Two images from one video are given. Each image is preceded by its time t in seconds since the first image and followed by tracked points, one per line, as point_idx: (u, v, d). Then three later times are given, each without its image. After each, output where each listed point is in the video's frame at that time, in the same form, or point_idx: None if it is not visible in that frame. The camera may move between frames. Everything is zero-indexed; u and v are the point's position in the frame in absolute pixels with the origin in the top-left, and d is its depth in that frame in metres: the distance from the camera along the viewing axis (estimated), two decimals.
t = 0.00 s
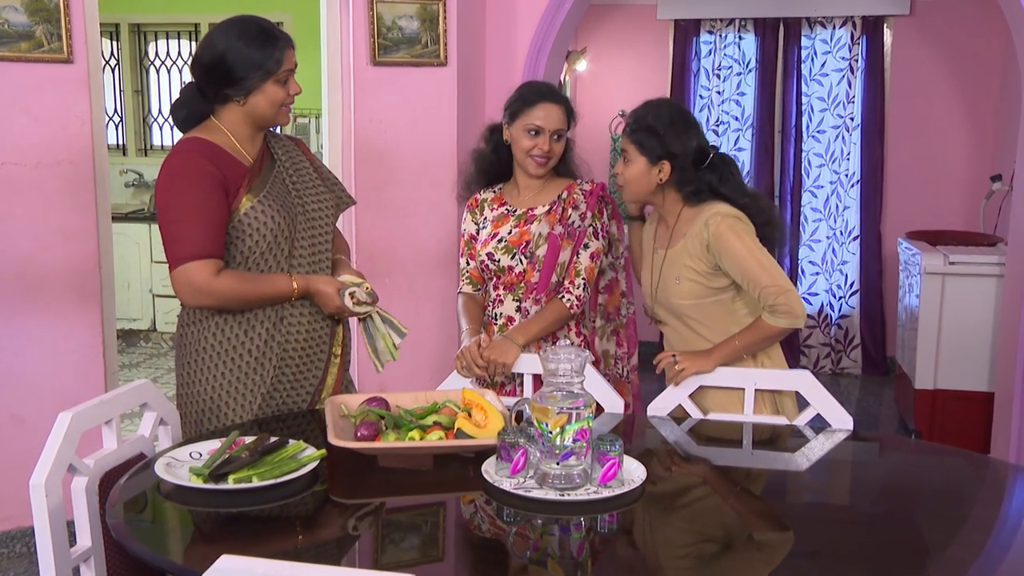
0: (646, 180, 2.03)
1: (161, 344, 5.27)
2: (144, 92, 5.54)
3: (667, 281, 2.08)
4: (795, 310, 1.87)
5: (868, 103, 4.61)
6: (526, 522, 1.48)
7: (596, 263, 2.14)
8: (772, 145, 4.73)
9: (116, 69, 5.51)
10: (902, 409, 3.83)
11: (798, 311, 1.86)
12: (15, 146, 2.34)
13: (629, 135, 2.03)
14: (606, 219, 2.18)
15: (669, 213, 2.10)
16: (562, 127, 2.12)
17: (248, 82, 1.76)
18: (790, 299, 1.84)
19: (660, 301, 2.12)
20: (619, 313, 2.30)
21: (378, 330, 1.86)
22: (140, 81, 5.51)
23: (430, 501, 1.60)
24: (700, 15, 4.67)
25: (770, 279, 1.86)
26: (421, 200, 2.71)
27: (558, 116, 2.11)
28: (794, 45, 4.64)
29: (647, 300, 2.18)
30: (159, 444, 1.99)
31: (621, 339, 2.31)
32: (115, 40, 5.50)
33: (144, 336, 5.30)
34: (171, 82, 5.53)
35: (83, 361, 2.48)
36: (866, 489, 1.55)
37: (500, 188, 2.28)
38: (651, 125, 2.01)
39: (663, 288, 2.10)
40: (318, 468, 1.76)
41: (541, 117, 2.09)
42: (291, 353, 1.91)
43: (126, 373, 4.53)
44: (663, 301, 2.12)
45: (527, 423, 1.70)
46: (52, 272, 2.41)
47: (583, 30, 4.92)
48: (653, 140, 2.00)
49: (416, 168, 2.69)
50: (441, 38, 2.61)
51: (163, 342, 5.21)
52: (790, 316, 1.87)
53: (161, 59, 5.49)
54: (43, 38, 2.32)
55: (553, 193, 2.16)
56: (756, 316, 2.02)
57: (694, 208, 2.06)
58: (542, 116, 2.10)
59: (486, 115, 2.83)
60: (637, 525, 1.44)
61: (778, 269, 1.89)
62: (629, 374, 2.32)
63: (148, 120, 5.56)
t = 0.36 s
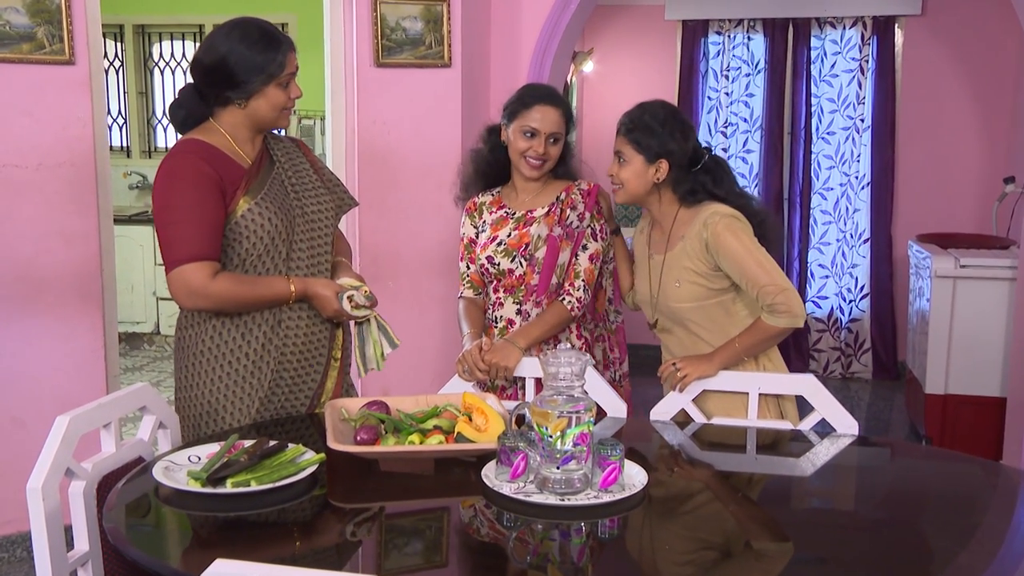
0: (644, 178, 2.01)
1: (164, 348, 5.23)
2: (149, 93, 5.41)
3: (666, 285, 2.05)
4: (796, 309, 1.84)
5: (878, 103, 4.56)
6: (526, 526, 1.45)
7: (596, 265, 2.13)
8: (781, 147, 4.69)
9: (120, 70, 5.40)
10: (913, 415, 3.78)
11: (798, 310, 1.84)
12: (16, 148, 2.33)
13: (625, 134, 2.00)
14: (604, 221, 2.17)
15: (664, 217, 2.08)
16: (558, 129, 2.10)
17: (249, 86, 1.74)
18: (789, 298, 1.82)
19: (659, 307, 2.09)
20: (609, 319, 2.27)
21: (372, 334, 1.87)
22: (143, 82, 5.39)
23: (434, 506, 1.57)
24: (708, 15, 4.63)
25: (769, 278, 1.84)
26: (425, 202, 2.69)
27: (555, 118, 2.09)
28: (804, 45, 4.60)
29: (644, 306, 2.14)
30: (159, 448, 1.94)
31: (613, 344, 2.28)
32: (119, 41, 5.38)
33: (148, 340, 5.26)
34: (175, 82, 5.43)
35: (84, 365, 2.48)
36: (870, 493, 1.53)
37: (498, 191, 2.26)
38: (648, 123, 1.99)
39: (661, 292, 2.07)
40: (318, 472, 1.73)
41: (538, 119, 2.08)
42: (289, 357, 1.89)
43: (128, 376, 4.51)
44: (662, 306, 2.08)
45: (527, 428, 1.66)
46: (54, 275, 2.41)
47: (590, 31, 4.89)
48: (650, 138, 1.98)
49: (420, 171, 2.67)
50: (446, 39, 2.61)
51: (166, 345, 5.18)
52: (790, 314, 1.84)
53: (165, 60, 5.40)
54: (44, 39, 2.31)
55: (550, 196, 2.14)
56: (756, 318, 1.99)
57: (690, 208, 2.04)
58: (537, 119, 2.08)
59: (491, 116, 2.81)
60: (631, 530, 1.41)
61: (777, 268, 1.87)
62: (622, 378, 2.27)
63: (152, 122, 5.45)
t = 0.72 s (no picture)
0: (650, 176, 1.98)
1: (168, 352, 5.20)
2: (153, 94, 5.35)
3: (672, 285, 2.02)
4: (804, 314, 1.82)
5: (889, 104, 4.52)
6: (526, 531, 1.42)
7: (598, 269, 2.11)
8: (790, 148, 4.64)
9: (123, 72, 5.32)
10: (924, 420, 3.73)
11: (806, 316, 1.82)
12: (17, 150, 2.33)
13: (630, 134, 1.98)
14: (605, 225, 2.15)
15: (672, 218, 2.05)
16: (559, 130, 2.07)
17: (249, 88, 1.73)
18: (798, 303, 1.80)
19: (665, 308, 2.06)
20: (610, 322, 2.25)
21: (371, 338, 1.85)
22: (148, 84, 5.33)
23: (439, 510, 1.52)
24: (717, 15, 4.59)
25: (777, 282, 1.82)
26: (429, 204, 2.68)
27: (558, 119, 2.07)
28: (813, 45, 4.56)
29: (647, 307, 2.11)
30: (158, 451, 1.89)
31: (615, 346, 2.26)
32: (123, 42, 5.29)
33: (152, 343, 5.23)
34: (179, 83, 5.35)
35: (86, 367, 2.47)
36: (874, 497, 1.50)
37: (501, 191, 2.23)
38: (654, 122, 1.97)
39: (667, 293, 2.04)
40: (316, 476, 1.69)
41: (539, 120, 2.05)
42: (287, 361, 1.87)
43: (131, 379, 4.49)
44: (668, 308, 2.05)
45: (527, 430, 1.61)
46: (54, 278, 2.40)
47: (596, 32, 4.84)
48: (656, 138, 1.96)
49: (424, 173, 2.66)
50: (450, 39, 2.59)
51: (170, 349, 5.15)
52: (799, 321, 1.82)
53: (169, 61, 5.32)
54: (46, 40, 2.31)
55: (552, 198, 2.13)
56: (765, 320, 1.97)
57: (700, 208, 2.01)
58: (537, 119, 2.05)
59: (496, 117, 2.79)
60: (636, 538, 1.37)
61: (786, 271, 1.84)
62: (626, 381, 2.25)
63: (156, 124, 5.40)
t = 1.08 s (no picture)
0: (657, 175, 1.94)
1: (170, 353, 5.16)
2: (153, 93, 5.25)
3: (677, 284, 1.98)
4: (807, 316, 1.77)
5: (900, 105, 4.46)
6: (524, 535, 1.36)
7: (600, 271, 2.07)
8: (798, 147, 4.59)
9: (124, 70, 5.24)
10: (934, 424, 3.68)
11: (809, 319, 1.77)
12: (15, 150, 2.32)
13: (636, 132, 1.94)
14: (608, 228, 2.12)
15: (682, 215, 2.01)
16: (548, 127, 2.03)
17: (249, 94, 1.70)
18: (801, 306, 1.76)
19: (669, 307, 2.02)
20: (614, 323, 2.23)
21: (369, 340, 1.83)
22: (149, 83, 5.23)
23: (440, 514, 1.45)
24: (725, 12, 4.54)
25: (781, 284, 1.78)
26: (431, 204, 2.65)
27: (548, 117, 2.03)
28: (823, 44, 4.51)
29: (652, 303, 2.08)
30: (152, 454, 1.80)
31: (619, 348, 2.23)
32: (123, 40, 5.21)
33: (153, 344, 5.18)
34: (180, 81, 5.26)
35: (83, 370, 2.46)
36: (876, 501, 1.46)
37: (504, 191, 2.19)
38: (658, 120, 1.92)
39: (672, 291, 2.00)
40: (313, 479, 1.61)
41: (527, 119, 2.02)
42: (282, 363, 1.84)
43: (130, 380, 4.47)
44: (673, 306, 2.02)
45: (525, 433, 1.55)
46: (51, 278, 2.39)
47: (602, 31, 4.81)
48: (660, 135, 1.91)
49: (425, 174, 2.63)
50: (452, 38, 2.56)
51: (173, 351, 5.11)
52: (801, 323, 1.76)
53: (170, 60, 5.21)
54: (43, 39, 2.30)
55: (554, 201, 2.09)
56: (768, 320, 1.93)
57: (711, 206, 1.96)
58: (525, 117, 2.02)
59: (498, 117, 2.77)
60: (640, 544, 1.32)
61: (792, 273, 1.80)
62: (629, 384, 2.23)
63: (157, 123, 5.31)
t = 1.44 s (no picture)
0: (686, 170, 1.91)
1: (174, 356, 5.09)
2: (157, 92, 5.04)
3: (702, 283, 1.94)
4: (825, 330, 1.77)
5: (912, 100, 4.40)
6: (521, 537, 1.32)
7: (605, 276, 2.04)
8: (808, 145, 4.53)
9: (127, 67, 5.04)
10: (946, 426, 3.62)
11: (825, 332, 1.77)
12: (14, 148, 2.32)
13: (663, 127, 1.91)
14: (617, 234, 2.09)
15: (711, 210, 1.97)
16: (530, 115, 2.02)
17: (244, 90, 1.67)
18: (820, 316, 1.76)
19: (688, 300, 1.98)
20: (618, 331, 2.18)
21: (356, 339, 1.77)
22: (152, 81, 5.03)
23: (442, 517, 1.40)
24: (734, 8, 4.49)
25: (806, 295, 1.77)
26: (434, 204, 2.63)
27: (529, 106, 2.02)
28: (834, 40, 4.45)
29: (670, 300, 2.03)
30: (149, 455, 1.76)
31: (621, 357, 2.19)
32: (126, 38, 5.02)
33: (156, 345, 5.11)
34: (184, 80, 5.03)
35: (82, 370, 2.44)
36: (877, 502, 1.43)
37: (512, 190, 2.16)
38: (686, 114, 1.88)
39: (694, 288, 1.96)
40: (309, 481, 1.55)
41: (510, 110, 2.03)
42: (279, 365, 1.81)
43: (131, 381, 4.44)
44: (692, 301, 1.97)
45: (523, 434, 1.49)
46: (51, 277, 2.38)
47: (609, 28, 4.77)
48: (688, 129, 1.88)
49: (429, 173, 2.60)
50: (455, 35, 2.52)
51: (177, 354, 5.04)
52: (819, 337, 1.77)
53: (173, 58, 5.01)
54: (41, 36, 2.29)
55: (564, 203, 2.06)
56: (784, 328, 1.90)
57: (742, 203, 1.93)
58: (510, 111, 2.04)
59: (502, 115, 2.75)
60: (660, 545, 1.28)
61: (818, 283, 1.79)
62: (631, 393, 2.19)
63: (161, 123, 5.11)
